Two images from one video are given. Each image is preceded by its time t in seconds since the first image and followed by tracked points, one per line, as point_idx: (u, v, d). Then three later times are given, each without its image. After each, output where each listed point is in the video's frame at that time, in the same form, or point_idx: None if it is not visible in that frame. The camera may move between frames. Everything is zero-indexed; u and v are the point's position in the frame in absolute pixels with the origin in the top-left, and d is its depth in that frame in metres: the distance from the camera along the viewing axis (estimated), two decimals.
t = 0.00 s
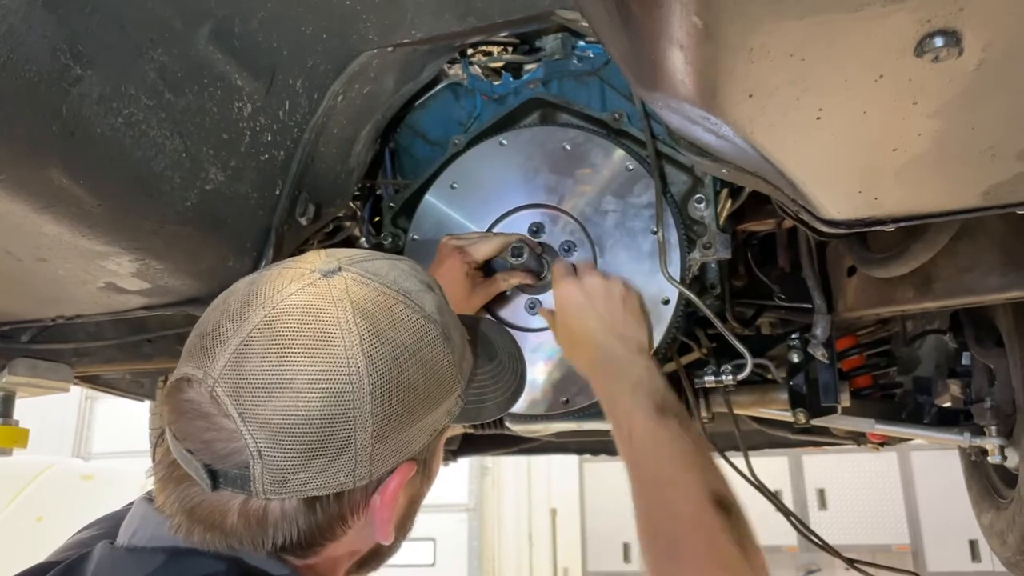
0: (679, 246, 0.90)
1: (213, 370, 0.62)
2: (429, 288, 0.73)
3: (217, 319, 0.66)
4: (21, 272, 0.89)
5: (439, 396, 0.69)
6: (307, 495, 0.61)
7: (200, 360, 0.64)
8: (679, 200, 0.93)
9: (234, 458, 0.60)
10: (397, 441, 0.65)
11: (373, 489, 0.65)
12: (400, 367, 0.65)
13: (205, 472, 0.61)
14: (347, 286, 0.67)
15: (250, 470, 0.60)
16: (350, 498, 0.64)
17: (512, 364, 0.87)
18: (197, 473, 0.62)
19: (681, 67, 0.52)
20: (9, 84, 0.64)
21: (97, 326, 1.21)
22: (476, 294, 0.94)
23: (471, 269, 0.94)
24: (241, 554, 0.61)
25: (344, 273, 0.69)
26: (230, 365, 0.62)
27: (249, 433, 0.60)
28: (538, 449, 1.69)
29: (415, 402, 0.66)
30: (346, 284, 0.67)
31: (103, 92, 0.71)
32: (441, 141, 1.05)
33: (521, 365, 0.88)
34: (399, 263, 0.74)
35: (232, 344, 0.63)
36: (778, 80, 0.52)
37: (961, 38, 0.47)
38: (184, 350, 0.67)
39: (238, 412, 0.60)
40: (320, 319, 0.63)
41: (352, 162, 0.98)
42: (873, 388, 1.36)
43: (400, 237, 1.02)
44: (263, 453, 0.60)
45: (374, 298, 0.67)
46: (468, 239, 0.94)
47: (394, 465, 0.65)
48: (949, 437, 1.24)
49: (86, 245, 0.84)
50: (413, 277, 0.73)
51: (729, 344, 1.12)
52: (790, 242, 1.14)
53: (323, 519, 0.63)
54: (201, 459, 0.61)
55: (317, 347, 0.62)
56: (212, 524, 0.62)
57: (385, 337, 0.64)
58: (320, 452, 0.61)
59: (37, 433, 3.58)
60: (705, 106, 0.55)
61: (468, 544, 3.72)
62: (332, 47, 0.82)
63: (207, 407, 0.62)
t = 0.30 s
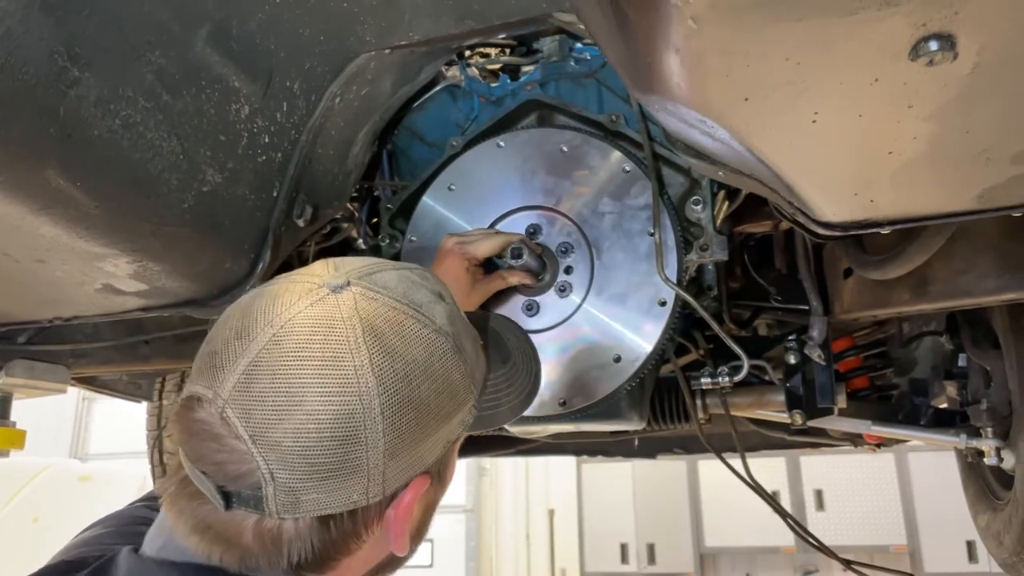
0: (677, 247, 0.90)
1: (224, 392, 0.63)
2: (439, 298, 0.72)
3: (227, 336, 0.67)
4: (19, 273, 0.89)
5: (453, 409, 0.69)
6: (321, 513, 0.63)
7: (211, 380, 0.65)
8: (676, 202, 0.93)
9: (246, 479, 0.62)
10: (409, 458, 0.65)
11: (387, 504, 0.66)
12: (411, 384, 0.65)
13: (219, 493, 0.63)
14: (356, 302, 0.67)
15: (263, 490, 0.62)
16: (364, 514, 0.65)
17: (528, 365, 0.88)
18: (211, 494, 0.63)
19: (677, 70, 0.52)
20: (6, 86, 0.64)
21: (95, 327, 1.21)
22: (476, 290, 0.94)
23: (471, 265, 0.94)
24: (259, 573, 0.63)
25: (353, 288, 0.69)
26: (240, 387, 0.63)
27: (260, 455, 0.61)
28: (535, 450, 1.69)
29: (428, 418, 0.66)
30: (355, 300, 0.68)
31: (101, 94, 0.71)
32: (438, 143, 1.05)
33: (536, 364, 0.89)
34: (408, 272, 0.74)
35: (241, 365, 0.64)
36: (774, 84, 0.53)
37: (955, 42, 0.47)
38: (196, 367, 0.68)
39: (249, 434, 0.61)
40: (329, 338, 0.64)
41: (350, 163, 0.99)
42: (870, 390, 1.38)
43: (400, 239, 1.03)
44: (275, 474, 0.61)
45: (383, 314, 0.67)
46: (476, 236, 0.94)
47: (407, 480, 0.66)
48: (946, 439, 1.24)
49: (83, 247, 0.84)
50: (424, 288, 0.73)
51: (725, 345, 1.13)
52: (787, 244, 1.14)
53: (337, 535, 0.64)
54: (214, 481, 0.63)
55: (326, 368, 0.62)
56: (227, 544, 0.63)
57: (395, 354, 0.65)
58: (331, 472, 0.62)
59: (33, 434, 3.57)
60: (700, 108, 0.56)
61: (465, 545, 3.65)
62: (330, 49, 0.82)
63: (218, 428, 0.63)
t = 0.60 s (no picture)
0: (673, 249, 0.90)
1: (234, 422, 0.63)
2: (438, 304, 0.73)
3: (230, 366, 0.67)
4: (16, 274, 0.89)
5: (463, 415, 0.70)
6: (343, 532, 0.63)
7: (219, 411, 0.65)
8: (673, 204, 0.93)
9: (265, 505, 0.62)
10: (425, 467, 0.66)
11: (408, 513, 0.67)
12: (420, 395, 0.65)
13: (239, 521, 0.63)
14: (356, 318, 0.67)
15: (283, 515, 0.62)
16: (385, 526, 0.66)
17: (533, 358, 0.89)
18: (230, 521, 0.63)
19: (674, 73, 0.53)
20: (4, 87, 0.64)
21: (92, 328, 1.21)
22: (473, 291, 0.94)
23: (471, 267, 0.95)
24: None
25: (352, 304, 0.69)
26: (249, 416, 0.63)
27: (276, 480, 0.61)
28: (532, 451, 1.70)
29: (439, 426, 0.67)
30: (355, 317, 0.68)
31: (99, 95, 0.71)
32: (437, 144, 1.06)
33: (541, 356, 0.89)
34: (403, 282, 0.74)
35: (248, 393, 0.64)
36: (771, 86, 0.53)
37: (950, 45, 0.48)
38: (202, 400, 0.68)
39: (264, 461, 0.61)
40: (334, 358, 0.64)
41: (347, 164, 0.99)
42: (868, 392, 1.39)
43: (398, 240, 1.03)
44: (294, 498, 0.61)
45: (385, 327, 0.67)
46: (476, 235, 0.94)
47: (425, 488, 0.67)
48: (942, 440, 1.25)
49: (80, 248, 0.84)
50: (421, 297, 0.73)
51: (722, 346, 1.13)
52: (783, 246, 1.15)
53: (361, 551, 0.64)
54: (233, 509, 0.63)
55: (335, 388, 0.62)
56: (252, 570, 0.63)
57: (401, 367, 0.65)
58: (350, 490, 0.62)
59: (30, 435, 3.57)
60: (697, 110, 0.56)
61: (464, 546, 3.66)
62: (327, 50, 0.82)
63: (232, 457, 0.63)
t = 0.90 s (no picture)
0: (671, 248, 0.90)
1: (207, 428, 0.62)
2: (401, 287, 0.73)
3: (195, 376, 0.66)
4: (12, 274, 0.89)
5: (440, 394, 0.70)
6: (334, 524, 0.62)
7: (191, 421, 0.63)
8: (671, 204, 0.93)
9: (250, 508, 0.61)
10: (408, 448, 0.66)
11: (399, 499, 0.67)
12: (394, 374, 0.65)
13: (226, 528, 0.61)
14: (319, 307, 0.67)
15: (271, 515, 0.60)
16: (378, 515, 0.65)
17: (506, 338, 0.87)
18: (217, 531, 0.62)
19: (670, 72, 0.53)
20: None
21: (89, 328, 1.21)
22: (469, 290, 0.94)
23: (467, 267, 0.94)
24: None
25: (312, 296, 0.69)
26: (223, 419, 0.62)
27: (259, 479, 0.60)
28: (530, 451, 1.69)
29: (419, 405, 0.67)
30: (318, 307, 0.68)
31: (95, 94, 0.71)
32: (434, 144, 1.06)
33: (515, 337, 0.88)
34: (362, 270, 0.74)
35: (218, 397, 0.63)
36: (767, 86, 0.53)
37: (947, 44, 0.48)
38: (172, 414, 0.66)
39: (243, 462, 0.60)
40: (302, 348, 0.64)
41: (344, 164, 0.98)
42: (866, 392, 1.38)
43: (395, 240, 1.03)
44: (279, 494, 0.60)
45: (349, 313, 0.67)
46: (473, 235, 0.94)
47: (412, 471, 0.67)
48: (940, 440, 1.25)
49: (75, 247, 0.83)
50: (383, 281, 0.73)
51: (720, 347, 1.12)
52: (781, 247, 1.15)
53: (356, 543, 0.63)
54: (219, 516, 0.61)
55: (307, 377, 0.62)
56: None
57: (370, 349, 0.65)
58: (336, 479, 0.61)
59: (27, 435, 3.56)
60: (693, 109, 0.56)
61: (460, 547, 3.63)
62: (324, 50, 0.82)
63: (211, 465, 0.62)
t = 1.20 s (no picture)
0: (668, 250, 0.90)
1: (108, 426, 0.63)
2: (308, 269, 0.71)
3: (98, 373, 0.67)
4: (8, 273, 0.88)
5: (355, 373, 0.69)
6: (246, 510, 0.62)
7: (96, 420, 0.64)
8: (668, 205, 0.93)
9: (156, 501, 0.61)
10: (320, 429, 0.65)
11: (318, 484, 0.66)
12: (296, 356, 0.64)
13: (137, 524, 0.63)
14: (215, 294, 0.66)
15: (178, 507, 0.61)
16: (296, 501, 0.64)
17: (439, 321, 0.82)
18: (132, 528, 0.63)
19: (666, 74, 0.53)
20: None
21: (85, 329, 1.21)
22: (465, 290, 0.94)
23: (462, 266, 0.94)
24: None
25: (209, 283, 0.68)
26: (121, 414, 0.63)
27: (162, 471, 0.61)
28: (528, 452, 1.69)
29: (327, 386, 0.66)
30: (212, 295, 0.67)
31: (90, 95, 0.71)
32: (431, 145, 1.06)
33: (449, 319, 0.83)
34: (270, 254, 0.73)
35: (117, 393, 0.64)
36: (763, 87, 0.53)
37: (943, 46, 0.48)
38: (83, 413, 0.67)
39: (144, 456, 0.61)
40: (194, 338, 0.64)
41: (342, 164, 0.97)
42: (862, 394, 1.41)
43: (392, 240, 1.03)
44: (182, 485, 0.61)
45: (246, 296, 0.66)
46: (471, 235, 0.94)
47: (329, 453, 0.66)
48: (937, 441, 1.26)
49: (71, 248, 0.83)
50: (288, 263, 0.71)
51: (717, 348, 1.13)
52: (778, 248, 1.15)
53: (273, 529, 0.63)
54: (128, 512, 0.63)
55: (201, 367, 0.62)
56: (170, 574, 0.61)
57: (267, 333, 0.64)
58: (241, 466, 0.62)
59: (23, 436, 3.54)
60: (690, 109, 0.56)
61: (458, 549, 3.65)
62: (321, 50, 0.82)
63: (115, 462, 0.62)
